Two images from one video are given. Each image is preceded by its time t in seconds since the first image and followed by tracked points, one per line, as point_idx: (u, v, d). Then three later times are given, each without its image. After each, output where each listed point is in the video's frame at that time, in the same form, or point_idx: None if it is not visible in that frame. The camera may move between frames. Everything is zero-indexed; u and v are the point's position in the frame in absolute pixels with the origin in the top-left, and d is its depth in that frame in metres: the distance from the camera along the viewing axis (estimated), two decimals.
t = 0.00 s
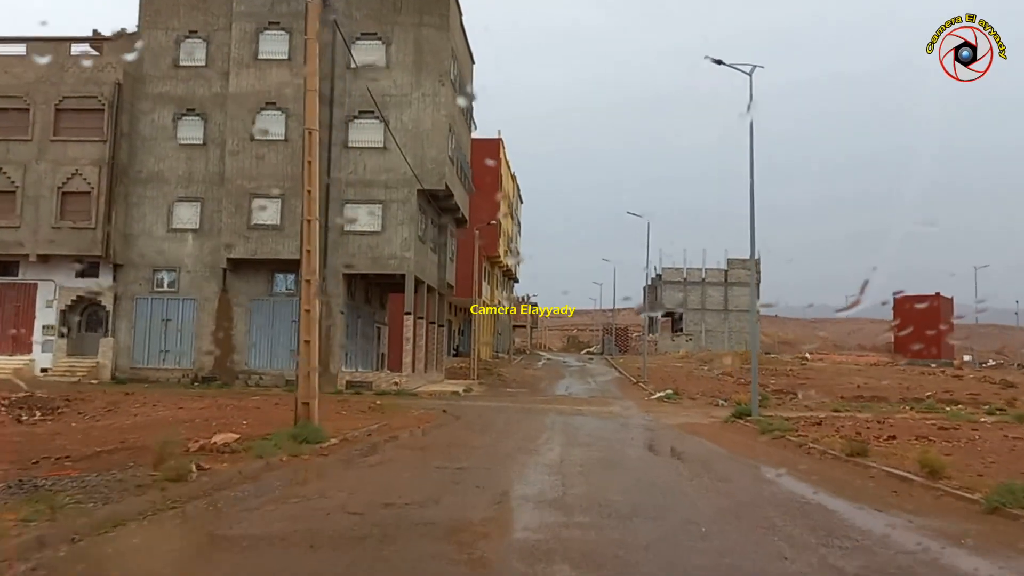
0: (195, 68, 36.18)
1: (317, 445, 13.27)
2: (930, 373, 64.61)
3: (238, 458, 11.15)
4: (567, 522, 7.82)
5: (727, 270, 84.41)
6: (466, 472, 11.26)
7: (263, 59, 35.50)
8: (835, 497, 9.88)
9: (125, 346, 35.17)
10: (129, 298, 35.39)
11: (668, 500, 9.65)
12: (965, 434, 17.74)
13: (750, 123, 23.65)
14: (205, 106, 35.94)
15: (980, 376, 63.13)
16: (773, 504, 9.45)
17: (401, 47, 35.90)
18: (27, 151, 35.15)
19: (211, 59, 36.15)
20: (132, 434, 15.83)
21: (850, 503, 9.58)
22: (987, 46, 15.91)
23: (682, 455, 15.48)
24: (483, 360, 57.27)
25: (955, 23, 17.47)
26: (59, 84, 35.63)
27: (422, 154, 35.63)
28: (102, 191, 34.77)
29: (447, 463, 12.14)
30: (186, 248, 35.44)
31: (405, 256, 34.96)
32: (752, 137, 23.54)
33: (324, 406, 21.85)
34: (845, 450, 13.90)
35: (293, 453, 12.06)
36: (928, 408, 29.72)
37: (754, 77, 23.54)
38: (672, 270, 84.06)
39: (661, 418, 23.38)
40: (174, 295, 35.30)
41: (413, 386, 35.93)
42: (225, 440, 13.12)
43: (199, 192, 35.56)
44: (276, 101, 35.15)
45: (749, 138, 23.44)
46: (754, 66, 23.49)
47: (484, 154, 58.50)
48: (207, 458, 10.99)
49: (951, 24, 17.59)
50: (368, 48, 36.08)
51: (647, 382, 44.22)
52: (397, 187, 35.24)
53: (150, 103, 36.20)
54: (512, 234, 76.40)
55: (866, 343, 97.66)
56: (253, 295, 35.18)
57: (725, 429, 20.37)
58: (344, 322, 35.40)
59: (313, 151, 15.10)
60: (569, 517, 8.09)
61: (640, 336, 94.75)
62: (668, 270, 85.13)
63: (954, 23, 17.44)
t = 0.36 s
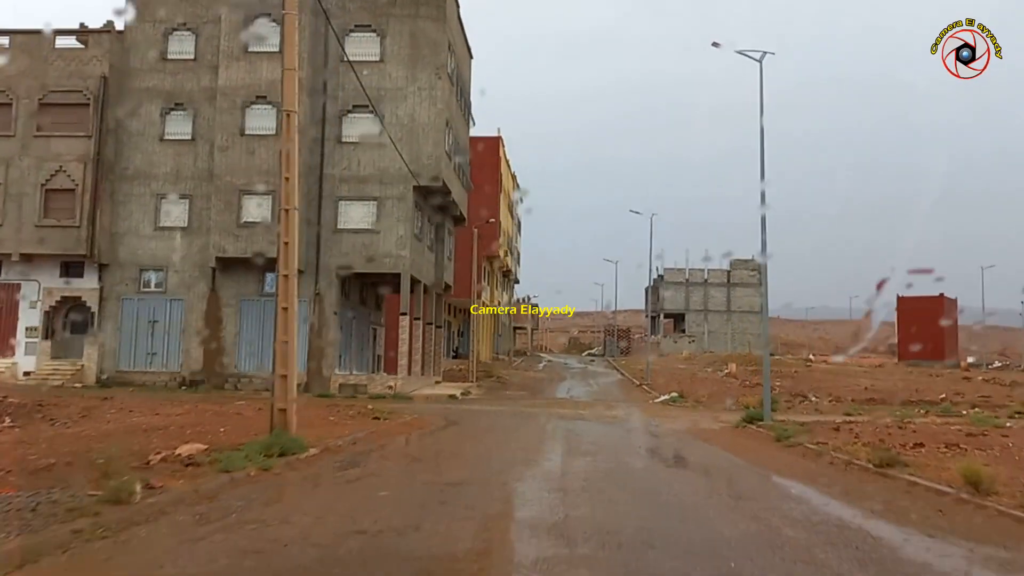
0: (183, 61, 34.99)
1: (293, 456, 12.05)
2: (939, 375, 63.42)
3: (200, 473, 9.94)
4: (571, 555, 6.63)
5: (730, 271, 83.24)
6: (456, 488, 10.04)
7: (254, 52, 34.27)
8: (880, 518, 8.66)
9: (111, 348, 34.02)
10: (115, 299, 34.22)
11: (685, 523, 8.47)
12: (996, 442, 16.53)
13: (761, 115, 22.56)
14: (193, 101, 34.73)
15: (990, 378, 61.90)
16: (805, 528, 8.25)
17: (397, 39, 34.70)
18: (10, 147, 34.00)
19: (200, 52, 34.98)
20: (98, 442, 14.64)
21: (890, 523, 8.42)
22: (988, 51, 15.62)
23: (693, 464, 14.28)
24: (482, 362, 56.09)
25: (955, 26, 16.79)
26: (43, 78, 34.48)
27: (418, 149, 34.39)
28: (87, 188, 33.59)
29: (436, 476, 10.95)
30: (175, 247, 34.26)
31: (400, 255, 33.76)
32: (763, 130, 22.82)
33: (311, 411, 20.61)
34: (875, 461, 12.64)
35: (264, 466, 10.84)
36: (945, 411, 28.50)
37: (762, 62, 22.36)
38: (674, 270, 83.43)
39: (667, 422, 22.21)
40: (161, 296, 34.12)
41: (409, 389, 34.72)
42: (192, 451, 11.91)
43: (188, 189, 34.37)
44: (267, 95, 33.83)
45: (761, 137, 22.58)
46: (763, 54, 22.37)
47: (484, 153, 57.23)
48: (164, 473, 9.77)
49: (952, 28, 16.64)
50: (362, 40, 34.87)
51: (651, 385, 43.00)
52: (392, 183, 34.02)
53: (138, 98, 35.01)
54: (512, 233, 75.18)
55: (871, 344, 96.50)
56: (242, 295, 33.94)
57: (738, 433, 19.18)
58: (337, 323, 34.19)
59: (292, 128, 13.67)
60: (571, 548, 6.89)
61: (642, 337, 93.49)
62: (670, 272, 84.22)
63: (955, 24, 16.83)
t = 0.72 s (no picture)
0: (169, 53, 33.62)
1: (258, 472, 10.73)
2: (948, 379, 62.03)
3: (144, 499, 8.57)
4: None
5: (733, 274, 81.96)
6: (441, 514, 8.65)
7: (241, 43, 32.80)
8: (944, 560, 7.30)
9: (92, 351, 32.69)
10: (97, 300, 32.85)
11: (714, 561, 7.10)
12: None
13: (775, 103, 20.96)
14: (179, 94, 33.36)
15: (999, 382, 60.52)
16: (856, 569, 6.90)
17: (390, 31, 33.28)
18: None
19: (186, 45, 33.60)
20: (50, 453, 13.28)
21: (955, 567, 7.06)
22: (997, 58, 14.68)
23: (708, 481, 12.89)
24: (480, 365, 54.75)
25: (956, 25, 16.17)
26: (22, 71, 33.14)
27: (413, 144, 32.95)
28: (67, 185, 32.25)
29: (417, 498, 9.59)
30: (159, 246, 32.90)
31: (394, 254, 32.37)
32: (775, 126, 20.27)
33: (293, 419, 19.24)
34: (914, 479, 11.23)
35: (221, 486, 9.50)
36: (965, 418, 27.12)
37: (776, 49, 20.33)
38: (676, 273, 82.29)
39: (674, 431, 20.79)
40: (145, 297, 32.77)
41: (403, 394, 33.35)
42: (145, 466, 10.53)
43: (172, 187, 33.00)
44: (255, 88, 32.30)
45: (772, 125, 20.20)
46: (776, 37, 20.24)
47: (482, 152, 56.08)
48: (100, 500, 8.40)
49: (953, 28, 16.22)
50: (354, 31, 33.45)
51: (653, 390, 41.67)
52: (385, 180, 32.61)
53: (121, 91, 33.64)
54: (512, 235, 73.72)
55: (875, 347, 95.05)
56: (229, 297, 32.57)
57: (752, 443, 17.78)
58: (328, 326, 32.81)
59: (262, 107, 12.36)
60: None
61: (643, 341, 91.96)
62: (672, 274, 83.01)
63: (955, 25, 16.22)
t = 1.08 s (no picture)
0: (155, 44, 32.50)
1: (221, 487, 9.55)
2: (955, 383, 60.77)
3: (75, 523, 7.37)
4: None
5: (735, 277, 80.74)
6: (422, 539, 7.48)
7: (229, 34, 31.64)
8: None
9: (74, 353, 31.50)
10: (79, 300, 31.67)
11: None
12: None
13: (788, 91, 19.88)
14: (165, 87, 32.23)
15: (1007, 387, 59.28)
16: None
17: (384, 21, 32.14)
18: None
19: (173, 35, 32.46)
20: None
21: None
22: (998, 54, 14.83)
23: (723, 497, 11.67)
24: (478, 369, 53.51)
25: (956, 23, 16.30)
26: (3, 62, 32.00)
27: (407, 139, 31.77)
28: (49, 180, 31.09)
29: (396, 519, 8.38)
30: (144, 244, 31.72)
31: (387, 253, 31.20)
32: (792, 114, 18.71)
33: (275, 426, 18.05)
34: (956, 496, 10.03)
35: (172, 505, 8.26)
36: (984, 424, 25.91)
37: (787, 33, 18.69)
38: (678, 275, 81.07)
39: (681, 438, 19.56)
40: (129, 297, 31.57)
41: (396, 398, 32.13)
42: (91, 481, 9.31)
43: (158, 182, 31.83)
44: (244, 80, 31.15)
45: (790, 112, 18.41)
46: (788, 21, 18.64)
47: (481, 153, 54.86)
48: (22, 526, 7.18)
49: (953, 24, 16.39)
50: (347, 22, 32.28)
51: (656, 394, 40.45)
52: (379, 176, 31.43)
53: (106, 83, 32.49)
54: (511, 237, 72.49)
55: (880, 351, 93.72)
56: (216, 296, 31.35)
57: (765, 452, 16.57)
58: (318, 327, 31.60)
59: (230, 81, 11.10)
60: None
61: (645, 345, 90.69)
62: (673, 277, 81.79)
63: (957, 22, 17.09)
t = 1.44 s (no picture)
0: (139, 35, 31.24)
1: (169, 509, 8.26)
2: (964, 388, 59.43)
3: None
4: None
5: (737, 280, 79.37)
6: None
7: (217, 24, 30.38)
8: None
9: (53, 356, 30.19)
10: (59, 301, 30.36)
11: None
12: None
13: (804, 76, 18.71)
14: (150, 80, 30.97)
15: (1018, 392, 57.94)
16: None
17: (378, 11, 30.88)
18: None
19: (159, 26, 31.20)
20: None
21: None
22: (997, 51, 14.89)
23: (747, 518, 10.35)
24: (475, 373, 52.17)
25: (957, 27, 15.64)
26: None
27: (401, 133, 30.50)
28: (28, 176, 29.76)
29: (371, 550, 7.10)
30: (127, 243, 30.43)
31: (380, 252, 29.95)
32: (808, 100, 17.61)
33: (254, 434, 16.76)
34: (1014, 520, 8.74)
35: (96, 533, 7.10)
36: (1007, 432, 24.57)
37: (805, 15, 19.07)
38: (679, 278, 79.71)
39: (690, 447, 18.25)
40: (111, 298, 30.28)
41: (389, 404, 30.79)
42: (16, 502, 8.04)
43: (142, 179, 30.56)
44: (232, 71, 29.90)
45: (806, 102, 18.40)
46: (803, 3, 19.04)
47: (480, 152, 53.23)
48: None
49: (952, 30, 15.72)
50: (339, 11, 31.02)
51: (660, 400, 39.13)
52: (372, 172, 30.17)
53: (88, 76, 31.22)
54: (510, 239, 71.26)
55: (884, 355, 92.51)
56: (201, 297, 30.01)
57: (784, 463, 15.27)
58: (309, 329, 30.29)
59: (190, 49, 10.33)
60: None
61: (645, 349, 89.36)
62: (675, 280, 80.45)
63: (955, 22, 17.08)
